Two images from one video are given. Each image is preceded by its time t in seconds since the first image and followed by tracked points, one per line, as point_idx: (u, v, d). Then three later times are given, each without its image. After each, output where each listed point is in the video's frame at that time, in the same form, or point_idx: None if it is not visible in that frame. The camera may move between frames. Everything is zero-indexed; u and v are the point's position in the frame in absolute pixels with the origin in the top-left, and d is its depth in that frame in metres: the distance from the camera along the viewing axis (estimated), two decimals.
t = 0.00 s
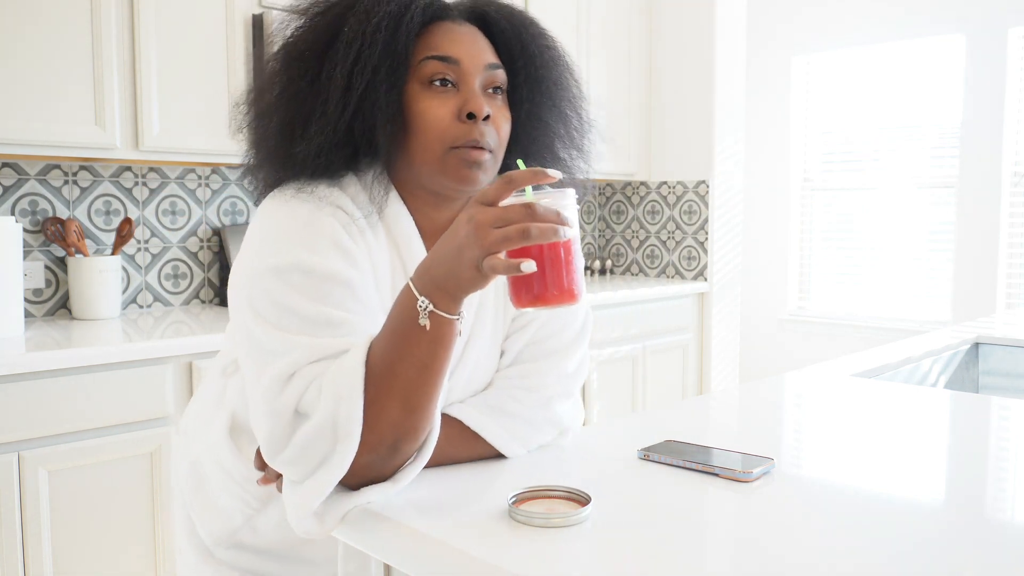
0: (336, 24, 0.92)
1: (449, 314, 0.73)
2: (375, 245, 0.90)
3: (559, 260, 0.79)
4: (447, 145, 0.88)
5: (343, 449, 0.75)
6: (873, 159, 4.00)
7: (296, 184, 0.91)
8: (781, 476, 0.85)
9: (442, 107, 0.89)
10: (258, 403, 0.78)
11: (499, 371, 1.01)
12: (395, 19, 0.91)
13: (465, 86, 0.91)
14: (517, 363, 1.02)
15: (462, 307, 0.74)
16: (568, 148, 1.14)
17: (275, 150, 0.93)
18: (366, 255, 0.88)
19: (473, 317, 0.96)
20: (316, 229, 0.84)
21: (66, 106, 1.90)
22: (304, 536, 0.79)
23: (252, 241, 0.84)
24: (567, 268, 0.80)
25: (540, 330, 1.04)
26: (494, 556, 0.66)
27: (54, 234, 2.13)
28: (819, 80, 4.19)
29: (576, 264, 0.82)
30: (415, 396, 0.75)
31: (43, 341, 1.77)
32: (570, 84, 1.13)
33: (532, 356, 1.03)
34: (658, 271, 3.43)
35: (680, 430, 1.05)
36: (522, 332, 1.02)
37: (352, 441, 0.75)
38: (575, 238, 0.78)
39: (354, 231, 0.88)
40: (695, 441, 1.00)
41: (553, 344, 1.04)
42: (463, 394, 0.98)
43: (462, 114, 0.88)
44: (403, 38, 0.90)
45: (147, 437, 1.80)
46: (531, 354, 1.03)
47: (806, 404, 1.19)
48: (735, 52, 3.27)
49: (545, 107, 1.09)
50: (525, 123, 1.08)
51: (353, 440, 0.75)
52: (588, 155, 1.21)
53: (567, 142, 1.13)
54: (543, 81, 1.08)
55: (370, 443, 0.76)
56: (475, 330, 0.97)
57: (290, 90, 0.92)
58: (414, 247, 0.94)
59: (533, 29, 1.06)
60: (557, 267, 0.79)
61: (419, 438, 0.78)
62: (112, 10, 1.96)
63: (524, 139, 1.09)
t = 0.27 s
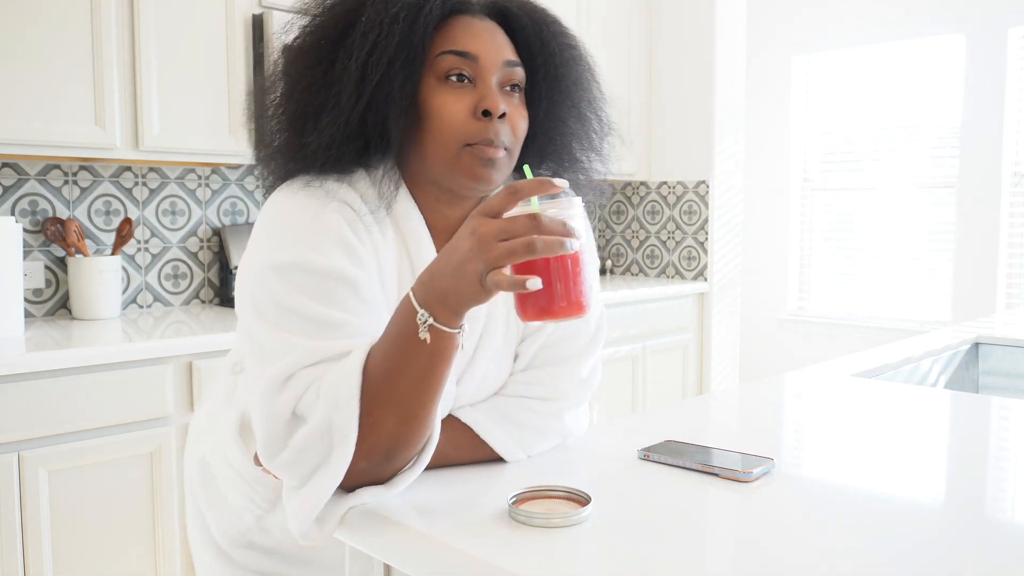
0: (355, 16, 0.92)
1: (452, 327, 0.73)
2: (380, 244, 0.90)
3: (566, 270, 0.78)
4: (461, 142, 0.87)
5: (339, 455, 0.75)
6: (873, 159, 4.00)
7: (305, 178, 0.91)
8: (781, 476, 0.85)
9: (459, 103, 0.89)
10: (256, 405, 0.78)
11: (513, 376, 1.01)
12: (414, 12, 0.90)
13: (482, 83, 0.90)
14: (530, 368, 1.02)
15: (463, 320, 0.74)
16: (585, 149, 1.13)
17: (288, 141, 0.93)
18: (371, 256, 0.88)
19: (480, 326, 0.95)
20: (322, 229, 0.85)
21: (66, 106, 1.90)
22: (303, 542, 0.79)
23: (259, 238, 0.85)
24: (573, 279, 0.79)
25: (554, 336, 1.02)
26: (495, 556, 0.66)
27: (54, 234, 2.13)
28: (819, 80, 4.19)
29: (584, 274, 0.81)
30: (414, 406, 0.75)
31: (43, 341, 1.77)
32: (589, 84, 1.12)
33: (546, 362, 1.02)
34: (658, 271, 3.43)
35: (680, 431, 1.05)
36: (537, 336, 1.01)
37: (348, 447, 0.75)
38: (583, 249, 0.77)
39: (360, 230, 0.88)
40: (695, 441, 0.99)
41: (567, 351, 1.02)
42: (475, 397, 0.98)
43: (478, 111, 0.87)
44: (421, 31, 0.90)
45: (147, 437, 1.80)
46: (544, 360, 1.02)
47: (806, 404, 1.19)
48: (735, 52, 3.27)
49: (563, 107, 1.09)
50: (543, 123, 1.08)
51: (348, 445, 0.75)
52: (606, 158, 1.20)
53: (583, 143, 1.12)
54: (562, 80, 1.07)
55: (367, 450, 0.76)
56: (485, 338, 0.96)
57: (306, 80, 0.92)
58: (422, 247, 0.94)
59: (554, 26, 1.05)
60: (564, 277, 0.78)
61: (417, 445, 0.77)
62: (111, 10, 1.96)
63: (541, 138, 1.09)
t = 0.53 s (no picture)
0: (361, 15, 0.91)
1: (441, 331, 0.72)
2: (382, 245, 0.90)
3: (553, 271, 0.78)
4: (465, 147, 0.87)
5: (334, 456, 0.75)
6: (873, 159, 4.00)
7: (308, 176, 0.91)
8: (781, 476, 0.85)
9: (464, 108, 0.88)
10: (254, 405, 0.78)
11: (518, 380, 1.01)
12: (420, 12, 0.89)
13: (488, 86, 0.88)
14: (535, 372, 1.02)
15: (454, 327, 0.74)
16: (596, 150, 1.13)
17: (294, 140, 0.94)
18: (374, 258, 0.88)
19: (487, 328, 0.95)
20: (322, 228, 0.84)
21: (66, 106, 1.90)
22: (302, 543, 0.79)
23: (261, 237, 0.85)
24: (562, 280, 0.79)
25: (560, 339, 1.03)
26: (494, 556, 0.66)
27: (54, 234, 2.13)
28: (819, 80, 4.19)
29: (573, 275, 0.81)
30: (406, 413, 0.75)
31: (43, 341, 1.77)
32: (602, 85, 1.12)
33: (551, 366, 1.02)
34: (658, 271, 3.43)
35: (680, 431, 1.05)
36: (543, 339, 1.02)
37: (342, 449, 0.75)
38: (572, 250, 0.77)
39: (362, 230, 0.88)
40: (695, 441, 1.00)
41: (572, 355, 1.03)
42: (480, 400, 0.98)
43: (482, 116, 0.86)
44: (427, 32, 0.88)
45: (147, 437, 1.80)
46: (549, 363, 1.02)
47: (806, 404, 1.19)
48: (735, 52, 3.27)
49: (574, 108, 1.08)
50: (553, 123, 1.08)
51: (345, 447, 0.75)
52: (619, 159, 1.20)
53: (593, 144, 1.12)
54: (572, 81, 1.07)
55: (360, 453, 0.76)
56: (492, 339, 0.96)
57: (312, 80, 0.92)
58: (424, 246, 0.93)
59: (567, 26, 1.04)
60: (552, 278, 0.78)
61: (412, 449, 0.77)
62: (112, 10, 1.96)
63: (550, 138, 1.09)
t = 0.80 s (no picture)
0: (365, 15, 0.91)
1: (445, 332, 0.72)
2: (382, 245, 0.90)
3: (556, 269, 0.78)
4: (464, 150, 0.87)
5: (334, 457, 0.75)
6: (873, 159, 4.00)
7: (309, 175, 0.91)
8: (781, 476, 0.85)
9: (465, 111, 0.87)
10: (254, 405, 0.78)
11: (519, 379, 1.01)
12: (424, 14, 0.89)
13: (490, 90, 0.88)
14: (535, 372, 1.02)
15: (456, 328, 0.74)
16: (597, 156, 1.13)
17: (294, 139, 0.94)
18: (374, 258, 0.88)
19: (487, 328, 0.95)
20: (322, 229, 0.85)
21: (66, 107, 1.90)
22: (303, 543, 0.79)
23: (262, 237, 0.85)
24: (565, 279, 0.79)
25: (561, 339, 1.03)
26: (494, 556, 0.66)
27: (54, 234, 2.13)
28: (819, 80, 4.19)
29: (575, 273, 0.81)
30: (408, 413, 0.75)
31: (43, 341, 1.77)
32: (606, 91, 1.12)
33: (552, 366, 1.03)
34: (658, 271, 3.43)
35: (680, 431, 1.05)
36: (544, 339, 1.02)
37: (343, 450, 0.75)
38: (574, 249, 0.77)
39: (362, 231, 0.88)
40: (695, 441, 1.00)
41: (572, 355, 1.03)
42: (481, 400, 0.98)
43: (484, 121, 0.86)
44: (431, 34, 0.88)
45: (147, 437, 1.80)
46: (550, 363, 1.03)
47: (806, 404, 1.19)
48: (735, 52, 3.26)
49: (576, 114, 1.08)
50: (554, 129, 1.08)
51: (346, 447, 0.75)
52: (620, 164, 1.20)
53: (594, 151, 1.12)
54: (576, 87, 1.07)
55: (361, 453, 0.76)
56: (492, 339, 0.96)
57: (315, 79, 0.92)
58: (424, 246, 0.93)
59: (573, 31, 1.04)
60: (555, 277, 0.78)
61: (413, 450, 0.77)
62: (112, 10, 1.96)
63: (551, 143, 1.09)
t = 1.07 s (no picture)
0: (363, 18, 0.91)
1: (445, 331, 0.72)
2: (381, 246, 0.90)
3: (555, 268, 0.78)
4: (463, 155, 0.87)
5: (334, 458, 0.75)
6: (873, 159, 4.00)
7: (306, 176, 0.91)
8: (781, 476, 0.85)
9: (464, 115, 0.87)
10: (254, 405, 0.78)
11: (518, 378, 1.01)
12: (423, 18, 0.89)
13: (489, 94, 0.88)
14: (534, 372, 1.02)
15: (456, 327, 0.74)
16: (595, 159, 1.13)
17: (292, 141, 0.94)
18: (372, 259, 0.88)
19: (485, 327, 0.95)
20: (321, 229, 0.85)
21: (66, 106, 1.90)
22: (303, 543, 0.79)
23: (260, 237, 0.85)
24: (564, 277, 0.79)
25: (560, 338, 1.03)
26: (494, 557, 0.66)
27: (54, 234, 2.13)
28: (819, 81, 4.19)
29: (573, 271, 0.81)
30: (408, 413, 0.75)
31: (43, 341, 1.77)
32: (606, 94, 1.12)
33: (551, 365, 1.03)
34: (658, 271, 3.43)
35: (680, 431, 1.05)
36: (542, 338, 1.02)
37: (343, 450, 0.75)
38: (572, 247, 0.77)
39: (361, 233, 0.88)
40: (695, 441, 0.99)
41: (571, 354, 1.03)
42: (479, 399, 0.98)
43: (483, 125, 0.86)
44: (430, 38, 0.88)
45: (147, 437, 1.80)
46: (548, 362, 1.03)
47: (806, 404, 1.19)
48: (735, 52, 3.26)
49: (574, 118, 1.08)
50: (552, 132, 1.08)
51: (346, 448, 0.75)
52: (618, 166, 1.20)
53: (591, 155, 1.12)
54: (575, 90, 1.06)
55: (361, 453, 0.76)
56: (491, 338, 0.96)
57: (312, 83, 0.92)
58: (423, 247, 0.93)
59: (572, 34, 1.03)
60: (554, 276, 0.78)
61: (412, 450, 0.77)
62: (112, 10, 1.96)
63: (549, 145, 1.09)
